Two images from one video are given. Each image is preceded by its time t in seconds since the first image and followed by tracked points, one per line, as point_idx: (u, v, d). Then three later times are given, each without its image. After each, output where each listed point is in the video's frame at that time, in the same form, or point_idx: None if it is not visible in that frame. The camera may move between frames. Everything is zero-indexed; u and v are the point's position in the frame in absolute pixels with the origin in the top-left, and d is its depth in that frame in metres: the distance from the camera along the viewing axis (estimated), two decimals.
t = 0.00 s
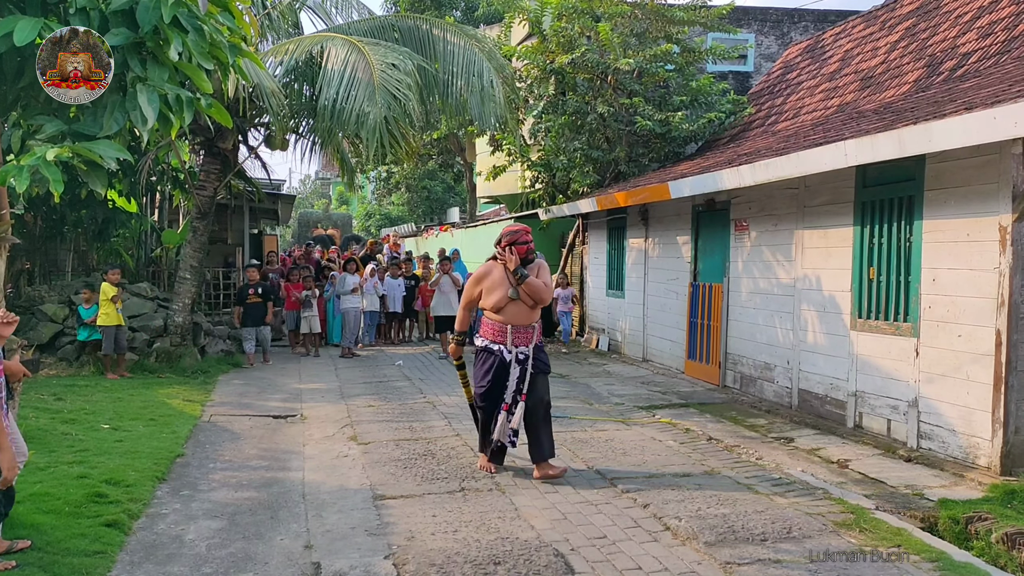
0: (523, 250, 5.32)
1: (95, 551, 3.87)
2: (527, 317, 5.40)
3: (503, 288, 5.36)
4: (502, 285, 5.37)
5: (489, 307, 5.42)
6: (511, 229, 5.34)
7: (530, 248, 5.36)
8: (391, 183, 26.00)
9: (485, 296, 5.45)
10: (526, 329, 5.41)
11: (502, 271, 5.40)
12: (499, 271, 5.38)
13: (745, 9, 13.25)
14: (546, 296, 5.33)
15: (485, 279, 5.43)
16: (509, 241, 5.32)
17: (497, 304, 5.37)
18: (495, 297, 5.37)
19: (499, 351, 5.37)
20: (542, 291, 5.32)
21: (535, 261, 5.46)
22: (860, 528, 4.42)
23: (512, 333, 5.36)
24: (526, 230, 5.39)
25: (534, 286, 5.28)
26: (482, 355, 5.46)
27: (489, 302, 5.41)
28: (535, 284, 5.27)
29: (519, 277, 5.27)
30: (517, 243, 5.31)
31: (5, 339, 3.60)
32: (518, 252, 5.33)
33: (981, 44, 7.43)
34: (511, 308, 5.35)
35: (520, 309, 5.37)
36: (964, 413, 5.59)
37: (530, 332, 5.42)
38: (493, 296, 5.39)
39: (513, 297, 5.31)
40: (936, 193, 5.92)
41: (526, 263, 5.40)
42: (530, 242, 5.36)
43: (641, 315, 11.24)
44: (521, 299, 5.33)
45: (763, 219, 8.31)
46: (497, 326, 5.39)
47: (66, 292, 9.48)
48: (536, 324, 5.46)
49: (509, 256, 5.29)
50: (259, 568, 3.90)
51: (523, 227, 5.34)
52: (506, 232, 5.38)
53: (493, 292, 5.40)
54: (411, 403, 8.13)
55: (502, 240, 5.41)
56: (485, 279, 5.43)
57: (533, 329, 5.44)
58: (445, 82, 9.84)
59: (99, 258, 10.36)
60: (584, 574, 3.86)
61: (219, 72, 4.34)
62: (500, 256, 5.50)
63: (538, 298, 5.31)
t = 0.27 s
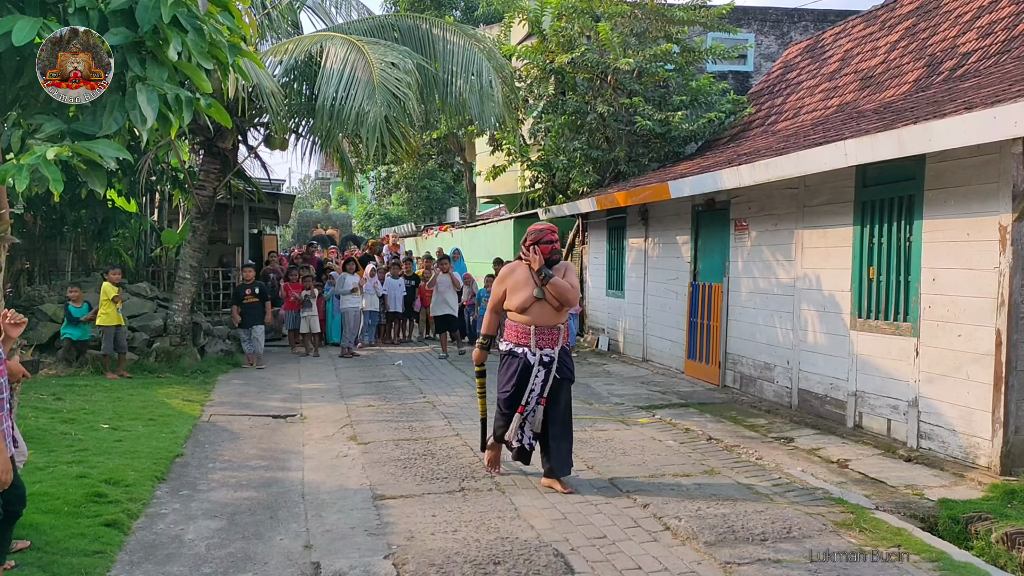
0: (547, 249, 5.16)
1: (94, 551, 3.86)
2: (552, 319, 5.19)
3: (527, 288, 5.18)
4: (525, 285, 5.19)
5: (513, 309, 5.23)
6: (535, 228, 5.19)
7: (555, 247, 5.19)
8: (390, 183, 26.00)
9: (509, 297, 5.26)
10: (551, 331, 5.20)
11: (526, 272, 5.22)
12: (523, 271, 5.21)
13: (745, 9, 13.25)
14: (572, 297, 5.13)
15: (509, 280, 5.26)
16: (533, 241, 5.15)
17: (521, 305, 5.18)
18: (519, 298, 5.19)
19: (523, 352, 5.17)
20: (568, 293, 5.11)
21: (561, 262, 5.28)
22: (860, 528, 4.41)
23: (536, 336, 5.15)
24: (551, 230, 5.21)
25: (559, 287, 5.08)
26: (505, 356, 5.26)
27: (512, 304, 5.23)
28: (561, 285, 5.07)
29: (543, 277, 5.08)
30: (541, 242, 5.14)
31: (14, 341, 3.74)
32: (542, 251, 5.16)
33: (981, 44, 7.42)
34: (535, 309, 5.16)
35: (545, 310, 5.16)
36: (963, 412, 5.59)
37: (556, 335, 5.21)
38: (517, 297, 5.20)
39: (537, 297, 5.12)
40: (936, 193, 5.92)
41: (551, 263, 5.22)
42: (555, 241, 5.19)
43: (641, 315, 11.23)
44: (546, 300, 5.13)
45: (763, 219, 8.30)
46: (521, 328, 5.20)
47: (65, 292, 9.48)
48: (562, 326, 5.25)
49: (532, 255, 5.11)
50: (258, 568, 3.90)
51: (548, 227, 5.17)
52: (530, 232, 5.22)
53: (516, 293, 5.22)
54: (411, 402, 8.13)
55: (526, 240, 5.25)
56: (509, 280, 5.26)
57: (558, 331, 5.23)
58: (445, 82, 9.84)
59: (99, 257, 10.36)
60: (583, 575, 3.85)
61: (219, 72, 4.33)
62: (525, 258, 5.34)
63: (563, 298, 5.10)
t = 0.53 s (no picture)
0: (564, 246, 4.87)
1: (94, 551, 3.86)
2: (573, 319, 4.89)
3: (545, 288, 4.90)
4: (542, 284, 4.92)
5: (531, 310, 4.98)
6: (551, 224, 4.92)
7: (572, 243, 4.89)
8: (390, 183, 26.00)
9: (527, 298, 5.01)
10: (572, 332, 4.90)
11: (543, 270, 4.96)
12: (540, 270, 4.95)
13: (745, 8, 13.25)
14: (590, 295, 4.82)
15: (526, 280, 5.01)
16: (549, 238, 4.89)
17: (538, 306, 4.91)
18: (537, 298, 4.92)
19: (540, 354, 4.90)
20: (587, 290, 4.80)
21: (580, 259, 4.97)
22: (860, 528, 4.41)
23: (555, 337, 4.87)
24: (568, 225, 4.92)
25: (577, 284, 4.77)
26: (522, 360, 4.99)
27: (530, 305, 4.97)
28: (579, 282, 4.77)
29: (559, 274, 4.79)
30: (557, 238, 4.88)
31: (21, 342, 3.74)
32: (558, 248, 4.87)
33: (981, 44, 7.42)
34: (554, 309, 4.87)
35: (564, 309, 4.87)
36: (964, 412, 5.58)
37: (577, 337, 4.92)
38: (534, 297, 4.94)
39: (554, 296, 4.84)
40: (936, 193, 5.91)
41: (569, 260, 4.93)
42: (573, 237, 4.90)
43: (641, 314, 11.23)
44: (565, 299, 4.83)
45: (763, 219, 8.30)
46: (540, 330, 4.92)
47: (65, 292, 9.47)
48: (584, 327, 4.94)
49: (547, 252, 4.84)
50: (258, 568, 3.89)
51: (564, 222, 4.88)
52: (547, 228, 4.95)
53: (533, 293, 4.95)
54: (411, 402, 8.12)
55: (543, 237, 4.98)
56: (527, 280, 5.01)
57: (580, 332, 4.93)
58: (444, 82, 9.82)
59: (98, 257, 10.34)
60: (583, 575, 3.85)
61: (218, 71, 4.33)
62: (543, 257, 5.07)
63: (582, 296, 4.80)
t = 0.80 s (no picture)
0: (576, 251, 4.64)
1: (94, 551, 3.85)
2: (588, 328, 4.68)
3: (557, 296, 4.69)
4: (555, 292, 4.69)
5: (543, 319, 4.75)
6: (561, 228, 4.67)
7: (584, 249, 4.66)
8: (390, 183, 25.99)
9: (538, 307, 4.79)
10: (587, 342, 4.70)
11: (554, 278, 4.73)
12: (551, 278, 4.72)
13: (745, 8, 13.24)
14: (606, 303, 4.61)
15: (537, 289, 4.78)
16: (559, 243, 4.67)
17: (551, 316, 4.69)
18: (550, 307, 4.70)
19: (556, 366, 4.66)
20: (601, 298, 4.59)
21: (592, 264, 4.75)
22: (860, 528, 4.41)
23: (571, 348, 4.65)
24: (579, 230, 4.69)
25: (591, 292, 4.56)
26: (535, 374, 4.74)
27: (541, 315, 4.75)
28: (593, 290, 4.56)
29: (572, 282, 4.57)
30: (568, 244, 4.65)
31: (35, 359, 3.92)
32: (569, 254, 4.65)
33: (981, 44, 7.42)
34: (568, 319, 4.66)
35: (579, 319, 4.67)
36: (964, 412, 5.58)
37: (592, 347, 4.72)
38: (547, 307, 4.72)
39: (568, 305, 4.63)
40: (936, 193, 5.91)
41: (581, 267, 4.71)
42: (585, 242, 4.67)
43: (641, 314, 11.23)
44: (578, 308, 4.63)
45: (763, 219, 8.30)
46: (554, 341, 4.69)
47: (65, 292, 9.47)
48: (599, 337, 4.74)
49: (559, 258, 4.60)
50: (258, 568, 3.89)
51: (575, 226, 4.65)
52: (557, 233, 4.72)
53: (546, 302, 4.73)
54: (411, 402, 8.12)
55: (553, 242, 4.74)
56: (537, 288, 4.78)
57: (595, 342, 4.73)
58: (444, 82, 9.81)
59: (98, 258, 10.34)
60: (583, 575, 3.85)
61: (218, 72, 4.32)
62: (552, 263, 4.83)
63: (597, 305, 4.58)
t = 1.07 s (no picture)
0: (588, 246, 4.50)
1: (94, 551, 3.85)
2: (597, 326, 4.55)
3: (567, 293, 4.51)
4: (565, 289, 4.52)
5: (551, 317, 4.56)
6: (572, 222, 4.53)
7: (596, 244, 4.53)
8: (390, 183, 25.99)
9: (545, 304, 4.58)
10: (596, 341, 4.54)
11: (564, 274, 4.55)
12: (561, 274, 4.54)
13: (745, 8, 13.24)
14: (618, 300, 4.48)
15: (545, 284, 4.57)
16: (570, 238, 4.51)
17: (560, 313, 4.51)
18: (559, 304, 4.51)
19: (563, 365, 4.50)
20: (614, 295, 4.46)
21: (602, 260, 4.62)
22: (860, 528, 4.41)
23: (579, 346, 4.50)
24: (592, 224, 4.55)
25: (603, 289, 4.43)
26: (540, 374, 4.58)
27: (550, 312, 4.56)
28: (605, 287, 4.43)
29: (584, 278, 4.43)
30: (580, 238, 4.50)
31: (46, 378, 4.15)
32: (581, 250, 4.50)
33: (981, 44, 7.41)
34: (578, 316, 4.51)
35: (589, 316, 4.52)
36: (964, 412, 5.58)
37: (601, 345, 4.55)
38: (556, 304, 4.53)
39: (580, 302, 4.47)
40: (936, 193, 5.91)
41: (591, 262, 4.57)
42: (596, 237, 4.53)
43: (641, 314, 11.24)
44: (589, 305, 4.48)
45: (763, 219, 8.30)
46: (563, 339, 4.53)
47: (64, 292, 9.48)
48: (609, 335, 4.60)
49: (570, 252, 4.45)
50: (258, 568, 3.89)
51: (588, 221, 4.51)
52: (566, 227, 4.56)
53: (554, 299, 4.53)
54: (411, 402, 8.13)
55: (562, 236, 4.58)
56: (545, 283, 4.57)
57: (604, 340, 4.57)
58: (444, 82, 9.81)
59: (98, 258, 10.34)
60: (583, 575, 3.85)
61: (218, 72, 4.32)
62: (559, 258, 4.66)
63: (609, 301, 4.46)
